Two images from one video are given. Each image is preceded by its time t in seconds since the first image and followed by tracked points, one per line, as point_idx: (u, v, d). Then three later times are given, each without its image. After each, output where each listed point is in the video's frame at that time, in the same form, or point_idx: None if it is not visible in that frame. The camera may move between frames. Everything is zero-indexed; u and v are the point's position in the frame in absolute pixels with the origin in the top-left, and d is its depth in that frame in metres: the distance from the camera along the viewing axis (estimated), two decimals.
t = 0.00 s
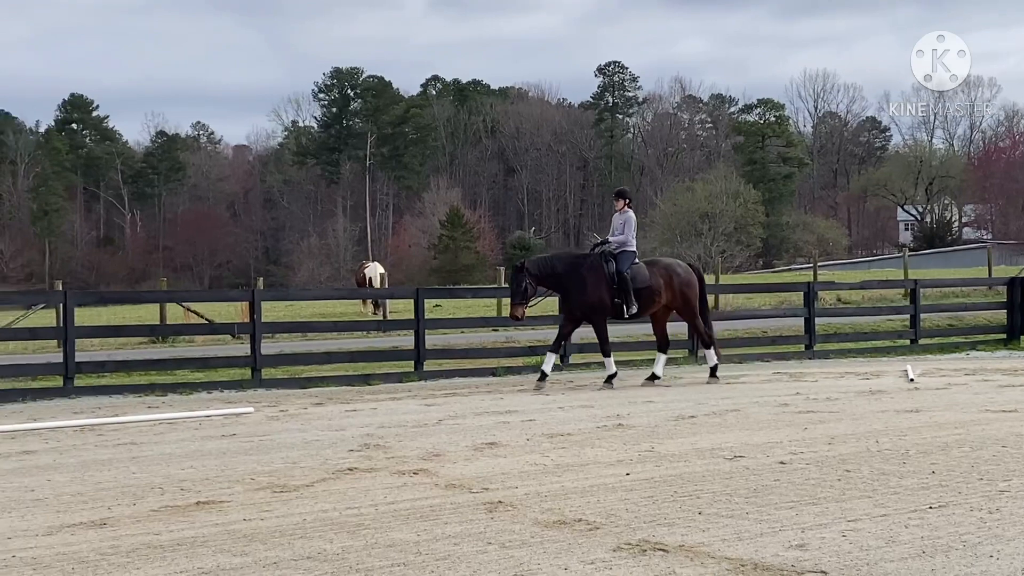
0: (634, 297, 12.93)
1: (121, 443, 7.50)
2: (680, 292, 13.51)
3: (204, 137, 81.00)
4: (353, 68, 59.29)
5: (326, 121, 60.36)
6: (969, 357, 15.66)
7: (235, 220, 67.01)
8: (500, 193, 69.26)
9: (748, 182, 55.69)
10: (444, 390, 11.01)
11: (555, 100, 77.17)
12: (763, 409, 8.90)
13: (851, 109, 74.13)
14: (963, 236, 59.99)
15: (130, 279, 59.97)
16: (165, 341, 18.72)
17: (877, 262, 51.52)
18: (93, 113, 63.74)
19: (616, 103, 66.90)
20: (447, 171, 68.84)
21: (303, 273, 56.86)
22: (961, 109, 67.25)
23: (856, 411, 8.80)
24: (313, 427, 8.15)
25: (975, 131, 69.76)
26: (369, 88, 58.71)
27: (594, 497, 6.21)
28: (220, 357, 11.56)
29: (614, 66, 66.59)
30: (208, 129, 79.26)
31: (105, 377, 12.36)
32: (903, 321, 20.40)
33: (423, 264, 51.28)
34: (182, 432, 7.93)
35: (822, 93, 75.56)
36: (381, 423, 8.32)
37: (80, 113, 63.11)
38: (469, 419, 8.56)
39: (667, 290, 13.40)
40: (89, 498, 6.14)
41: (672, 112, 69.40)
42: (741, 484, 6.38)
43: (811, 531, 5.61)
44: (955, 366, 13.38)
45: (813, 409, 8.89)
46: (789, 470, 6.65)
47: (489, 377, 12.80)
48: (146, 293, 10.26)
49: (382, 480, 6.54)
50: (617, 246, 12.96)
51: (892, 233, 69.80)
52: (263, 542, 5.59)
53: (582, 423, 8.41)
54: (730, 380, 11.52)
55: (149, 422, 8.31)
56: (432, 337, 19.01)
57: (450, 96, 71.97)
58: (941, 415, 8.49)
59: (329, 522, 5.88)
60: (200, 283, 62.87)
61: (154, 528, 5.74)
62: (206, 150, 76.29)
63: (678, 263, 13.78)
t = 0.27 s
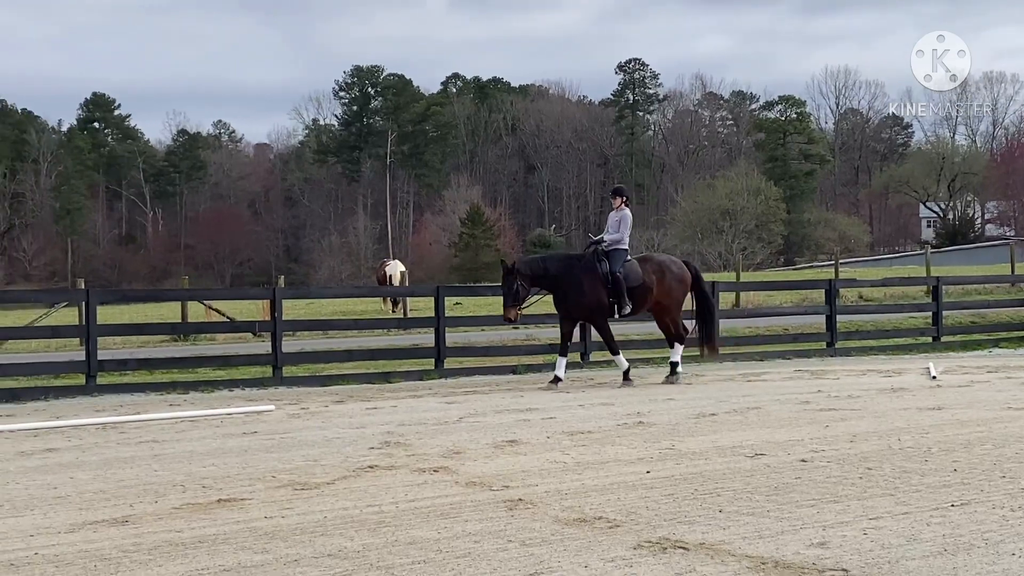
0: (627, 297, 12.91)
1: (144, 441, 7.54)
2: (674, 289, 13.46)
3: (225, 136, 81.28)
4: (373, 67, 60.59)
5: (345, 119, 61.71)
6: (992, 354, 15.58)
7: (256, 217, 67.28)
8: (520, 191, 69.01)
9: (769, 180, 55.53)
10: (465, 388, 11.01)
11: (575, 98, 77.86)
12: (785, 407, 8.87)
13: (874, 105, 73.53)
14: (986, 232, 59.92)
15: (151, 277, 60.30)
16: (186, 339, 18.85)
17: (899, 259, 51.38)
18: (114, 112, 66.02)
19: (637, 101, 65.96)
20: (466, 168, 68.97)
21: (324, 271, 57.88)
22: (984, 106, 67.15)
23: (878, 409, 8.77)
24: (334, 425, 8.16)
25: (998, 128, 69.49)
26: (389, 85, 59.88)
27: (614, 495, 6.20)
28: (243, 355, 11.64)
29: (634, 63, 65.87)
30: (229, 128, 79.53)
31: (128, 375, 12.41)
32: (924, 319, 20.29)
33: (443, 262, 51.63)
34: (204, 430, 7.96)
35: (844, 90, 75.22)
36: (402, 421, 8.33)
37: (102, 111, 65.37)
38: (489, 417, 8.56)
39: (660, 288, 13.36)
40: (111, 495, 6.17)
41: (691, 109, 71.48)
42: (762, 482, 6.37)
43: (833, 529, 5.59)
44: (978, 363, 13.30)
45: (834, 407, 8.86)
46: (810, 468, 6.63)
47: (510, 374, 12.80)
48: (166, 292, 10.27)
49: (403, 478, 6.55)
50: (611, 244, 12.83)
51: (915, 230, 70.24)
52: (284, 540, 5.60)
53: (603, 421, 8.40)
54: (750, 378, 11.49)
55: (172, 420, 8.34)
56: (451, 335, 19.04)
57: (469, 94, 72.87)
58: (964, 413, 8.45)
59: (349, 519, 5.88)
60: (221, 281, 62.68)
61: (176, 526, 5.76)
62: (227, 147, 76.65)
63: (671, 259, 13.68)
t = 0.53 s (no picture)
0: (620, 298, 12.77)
1: (167, 439, 7.58)
2: (670, 291, 13.31)
3: (246, 135, 81.54)
4: (392, 65, 59.19)
5: (366, 119, 60.41)
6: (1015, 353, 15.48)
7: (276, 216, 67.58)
8: (540, 190, 69.05)
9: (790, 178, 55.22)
10: (486, 387, 11.02)
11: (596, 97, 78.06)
12: (806, 406, 8.85)
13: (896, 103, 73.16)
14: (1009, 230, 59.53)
15: (173, 277, 60.48)
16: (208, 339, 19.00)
17: (922, 257, 51.06)
18: (136, 111, 66.26)
19: (657, 99, 68.14)
20: (487, 168, 68.92)
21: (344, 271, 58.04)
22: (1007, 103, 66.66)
23: (899, 408, 8.73)
24: (356, 424, 8.18)
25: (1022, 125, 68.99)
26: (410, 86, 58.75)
27: (636, 494, 6.20)
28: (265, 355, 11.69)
29: (656, 62, 67.65)
30: (250, 128, 79.86)
31: (148, 375, 12.45)
32: (945, 317, 20.16)
33: (463, 261, 51.78)
34: (226, 429, 8.00)
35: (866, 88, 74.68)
36: (423, 420, 8.34)
37: (124, 111, 65.63)
38: (510, 416, 8.56)
39: (656, 289, 13.20)
40: (134, 494, 6.20)
41: (712, 108, 71.69)
42: (784, 481, 6.34)
43: (855, 528, 5.58)
44: (1000, 362, 13.22)
45: (856, 406, 8.83)
46: (831, 468, 6.60)
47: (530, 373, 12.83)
48: (188, 292, 10.30)
49: (423, 477, 6.56)
50: (606, 243, 12.73)
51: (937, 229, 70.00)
52: (307, 538, 5.62)
53: (623, 420, 8.39)
54: (769, 376, 11.46)
55: (195, 419, 8.38)
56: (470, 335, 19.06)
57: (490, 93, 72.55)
58: (987, 412, 8.40)
59: (370, 518, 5.90)
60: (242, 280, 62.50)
61: (199, 524, 5.79)
62: (248, 148, 77.11)
63: (668, 262, 13.53)
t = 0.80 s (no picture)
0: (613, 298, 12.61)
1: (189, 440, 7.60)
2: (665, 290, 13.15)
3: (267, 137, 81.71)
4: (412, 67, 60.32)
5: (386, 120, 61.49)
6: None
7: (296, 217, 67.71)
8: (560, 191, 69.16)
9: (811, 178, 55.17)
10: (507, 388, 11.03)
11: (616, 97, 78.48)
12: (827, 406, 8.84)
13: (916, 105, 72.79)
14: None
15: (194, 279, 61.29)
16: (229, 339, 19.12)
17: (944, 257, 50.81)
18: (158, 113, 66.29)
19: (678, 100, 67.42)
20: (507, 169, 69.23)
21: (366, 272, 57.20)
22: None
23: (921, 408, 8.72)
24: (378, 424, 8.19)
25: None
26: (431, 87, 59.73)
27: (657, 494, 6.19)
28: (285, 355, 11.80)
29: (676, 62, 66.75)
30: (271, 129, 79.98)
31: (171, 375, 12.55)
32: (968, 317, 20.07)
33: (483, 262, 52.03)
34: (248, 430, 8.00)
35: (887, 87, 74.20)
36: (445, 421, 8.34)
37: (145, 114, 65.68)
38: (531, 416, 8.56)
39: (651, 288, 13.04)
40: (157, 494, 6.22)
41: (733, 108, 72.33)
42: (806, 482, 6.33)
43: (878, 528, 5.56)
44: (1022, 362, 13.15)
45: (877, 406, 8.83)
46: (853, 468, 6.59)
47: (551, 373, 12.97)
48: (212, 293, 10.33)
49: (446, 477, 6.55)
50: (599, 244, 12.60)
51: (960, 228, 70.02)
52: (329, 538, 5.63)
53: (645, 421, 8.36)
54: (787, 377, 11.42)
55: (218, 420, 8.41)
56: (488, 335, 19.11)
57: (510, 95, 73.32)
58: (1009, 412, 8.37)
59: (392, 518, 5.91)
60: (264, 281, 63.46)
61: (221, 524, 5.80)
62: (269, 149, 77.43)
63: (664, 259, 13.36)
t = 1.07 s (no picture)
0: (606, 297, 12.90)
1: (226, 434, 7.93)
2: (655, 289, 13.47)
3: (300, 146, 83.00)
4: (438, 79, 61.69)
5: (412, 130, 62.92)
6: None
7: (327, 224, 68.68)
8: (579, 198, 70.42)
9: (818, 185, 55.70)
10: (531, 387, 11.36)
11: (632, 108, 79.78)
12: (835, 402, 9.12)
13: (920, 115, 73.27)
14: None
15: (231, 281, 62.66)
16: (260, 339, 19.59)
17: (947, 260, 51.10)
18: (196, 124, 69.84)
19: (692, 110, 68.06)
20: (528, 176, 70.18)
21: (395, 275, 57.34)
22: None
23: (926, 404, 8.98)
24: (405, 420, 8.49)
25: None
26: (455, 97, 61.18)
27: (673, 487, 6.46)
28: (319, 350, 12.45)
29: (688, 74, 67.78)
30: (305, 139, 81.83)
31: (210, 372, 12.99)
32: (971, 318, 20.31)
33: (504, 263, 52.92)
34: (282, 425, 8.32)
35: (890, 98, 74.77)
36: (469, 416, 8.64)
37: (184, 124, 69.23)
38: (551, 412, 8.86)
39: (641, 288, 13.34)
40: (196, 485, 6.53)
41: (745, 117, 72.16)
42: (815, 474, 6.60)
43: (883, 519, 5.82)
44: None
45: (883, 402, 9.10)
46: (861, 462, 6.86)
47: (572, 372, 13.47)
48: (247, 294, 10.66)
49: (470, 470, 6.85)
50: (591, 246, 12.90)
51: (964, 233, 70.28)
52: (360, 527, 5.93)
53: (660, 416, 8.66)
54: (796, 375, 11.70)
55: (255, 415, 8.75)
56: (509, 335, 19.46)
57: (531, 106, 74.79)
58: (1009, 408, 8.63)
59: (420, 509, 6.20)
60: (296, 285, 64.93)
61: (258, 514, 6.10)
62: (301, 157, 78.88)
63: (654, 261, 13.69)
